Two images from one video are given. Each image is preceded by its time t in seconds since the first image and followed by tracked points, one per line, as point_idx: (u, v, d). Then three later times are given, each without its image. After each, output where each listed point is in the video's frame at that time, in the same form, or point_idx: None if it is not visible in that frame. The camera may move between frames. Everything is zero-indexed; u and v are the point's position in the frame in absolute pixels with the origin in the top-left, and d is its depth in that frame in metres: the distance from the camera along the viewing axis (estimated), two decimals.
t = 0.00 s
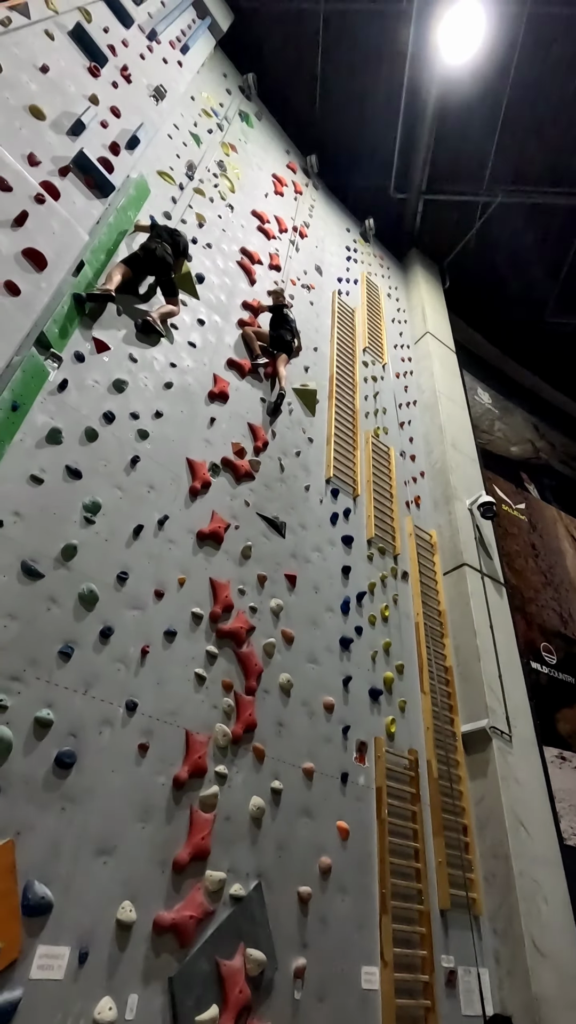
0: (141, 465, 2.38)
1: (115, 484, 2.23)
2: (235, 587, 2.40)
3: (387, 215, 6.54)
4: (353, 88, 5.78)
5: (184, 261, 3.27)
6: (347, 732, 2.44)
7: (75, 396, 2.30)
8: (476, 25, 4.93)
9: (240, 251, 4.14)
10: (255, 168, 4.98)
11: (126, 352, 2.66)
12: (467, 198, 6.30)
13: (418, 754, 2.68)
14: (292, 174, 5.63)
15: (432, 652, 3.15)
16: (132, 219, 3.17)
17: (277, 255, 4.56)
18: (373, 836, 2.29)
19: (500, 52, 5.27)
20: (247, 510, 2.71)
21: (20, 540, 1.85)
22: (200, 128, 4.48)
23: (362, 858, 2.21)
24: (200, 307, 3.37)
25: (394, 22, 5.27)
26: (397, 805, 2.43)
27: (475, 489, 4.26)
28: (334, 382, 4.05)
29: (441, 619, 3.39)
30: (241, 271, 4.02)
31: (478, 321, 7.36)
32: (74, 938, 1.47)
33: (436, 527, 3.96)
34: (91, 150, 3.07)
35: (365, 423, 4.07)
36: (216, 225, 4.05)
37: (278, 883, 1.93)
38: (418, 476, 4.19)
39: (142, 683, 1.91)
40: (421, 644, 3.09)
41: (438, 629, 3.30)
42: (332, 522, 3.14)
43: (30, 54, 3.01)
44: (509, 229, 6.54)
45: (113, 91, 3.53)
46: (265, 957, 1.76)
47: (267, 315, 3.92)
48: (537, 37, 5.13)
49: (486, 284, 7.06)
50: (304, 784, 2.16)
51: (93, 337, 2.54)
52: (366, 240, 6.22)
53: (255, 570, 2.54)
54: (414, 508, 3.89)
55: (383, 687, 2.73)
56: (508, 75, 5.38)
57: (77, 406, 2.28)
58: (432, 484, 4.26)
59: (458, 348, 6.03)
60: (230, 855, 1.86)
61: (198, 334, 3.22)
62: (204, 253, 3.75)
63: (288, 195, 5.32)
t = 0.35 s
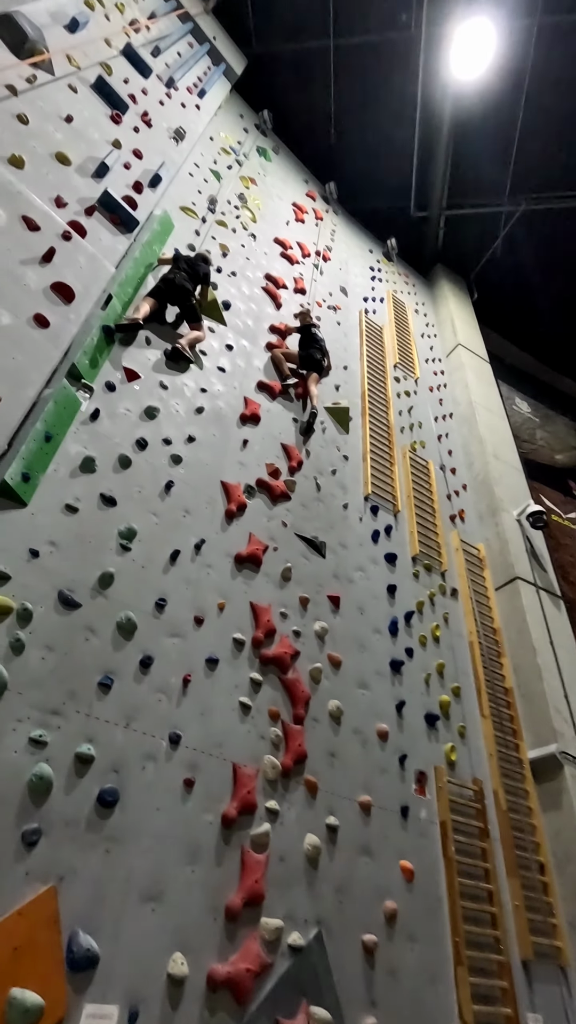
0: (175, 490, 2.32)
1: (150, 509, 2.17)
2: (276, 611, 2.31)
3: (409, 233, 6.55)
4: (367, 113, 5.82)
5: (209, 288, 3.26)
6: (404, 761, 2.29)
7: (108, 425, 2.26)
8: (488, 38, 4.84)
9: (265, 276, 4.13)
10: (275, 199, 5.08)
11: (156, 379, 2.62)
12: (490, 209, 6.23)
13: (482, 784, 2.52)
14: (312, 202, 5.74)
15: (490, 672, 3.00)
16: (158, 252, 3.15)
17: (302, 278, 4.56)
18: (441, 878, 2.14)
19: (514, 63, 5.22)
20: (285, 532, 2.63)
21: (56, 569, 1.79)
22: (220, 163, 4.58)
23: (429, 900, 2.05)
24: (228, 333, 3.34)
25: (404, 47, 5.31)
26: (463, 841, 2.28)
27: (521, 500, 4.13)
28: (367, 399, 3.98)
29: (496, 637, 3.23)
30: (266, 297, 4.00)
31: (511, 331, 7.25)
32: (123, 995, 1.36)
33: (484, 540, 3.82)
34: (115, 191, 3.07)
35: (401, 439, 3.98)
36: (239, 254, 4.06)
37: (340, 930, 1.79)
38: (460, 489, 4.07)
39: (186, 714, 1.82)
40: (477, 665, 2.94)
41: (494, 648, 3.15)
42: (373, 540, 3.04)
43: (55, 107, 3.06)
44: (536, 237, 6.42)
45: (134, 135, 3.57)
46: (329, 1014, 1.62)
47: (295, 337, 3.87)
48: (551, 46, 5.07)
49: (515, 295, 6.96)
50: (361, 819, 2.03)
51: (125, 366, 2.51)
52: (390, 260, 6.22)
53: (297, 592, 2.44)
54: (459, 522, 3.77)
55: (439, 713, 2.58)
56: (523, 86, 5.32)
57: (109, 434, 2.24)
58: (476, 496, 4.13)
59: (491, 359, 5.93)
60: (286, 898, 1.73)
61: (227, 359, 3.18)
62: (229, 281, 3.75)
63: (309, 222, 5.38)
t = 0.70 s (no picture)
0: (214, 514, 2.27)
1: (189, 534, 2.12)
2: (322, 634, 2.22)
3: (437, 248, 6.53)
4: (388, 135, 5.86)
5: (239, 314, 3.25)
6: (468, 792, 2.16)
7: (144, 453, 2.23)
8: (505, 50, 4.96)
9: (294, 300, 4.13)
10: (300, 225, 5.14)
11: (191, 406, 2.60)
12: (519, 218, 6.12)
13: (555, 816, 2.36)
14: (337, 226, 5.80)
15: (554, 692, 2.84)
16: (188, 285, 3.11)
17: (331, 300, 4.56)
18: (519, 923, 1.98)
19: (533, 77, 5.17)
20: (328, 552, 2.55)
21: (97, 599, 1.75)
22: (245, 196, 4.71)
23: (506, 946, 1.90)
24: (260, 359, 3.31)
25: (420, 71, 5.34)
26: (539, 882, 2.12)
27: (572, 509, 3.98)
28: (405, 414, 3.91)
29: (558, 654, 3.09)
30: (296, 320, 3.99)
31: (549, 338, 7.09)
32: None
33: (537, 552, 3.67)
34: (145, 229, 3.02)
35: (442, 453, 3.89)
36: (268, 281, 4.07)
37: (410, 980, 1.66)
38: (508, 501, 3.95)
39: (233, 746, 1.74)
40: (539, 685, 2.79)
41: (555, 665, 2.99)
42: (419, 557, 2.93)
43: (85, 156, 3.03)
44: (568, 241, 6.28)
45: (161, 176, 3.53)
46: None
47: (327, 358, 3.83)
48: (570, 52, 4.97)
49: (549, 302, 6.83)
50: (425, 857, 1.90)
51: (160, 395, 2.49)
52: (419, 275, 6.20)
53: (343, 614, 2.35)
54: (509, 534, 3.64)
55: (503, 739, 2.43)
56: (545, 93, 5.22)
57: (146, 462, 2.21)
58: (525, 507, 3.99)
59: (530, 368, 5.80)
60: (349, 944, 1.62)
61: (260, 383, 3.16)
62: (258, 307, 3.74)
63: (335, 245, 5.42)
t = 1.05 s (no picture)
0: (261, 538, 2.24)
1: (238, 559, 2.10)
2: (378, 656, 2.15)
3: (473, 260, 6.48)
4: (415, 154, 5.89)
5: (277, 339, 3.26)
6: (545, 821, 2.03)
7: (190, 480, 2.24)
8: (528, 58, 4.94)
9: (330, 322, 4.15)
10: (333, 250, 5.19)
11: (234, 432, 2.61)
12: (555, 224, 6.00)
13: None
14: (370, 247, 5.85)
15: None
16: (227, 315, 3.16)
17: (367, 320, 4.56)
18: None
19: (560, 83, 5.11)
20: (378, 571, 2.49)
21: (150, 626, 1.73)
22: (277, 226, 4.79)
23: None
24: (299, 380, 3.31)
25: (444, 89, 5.36)
26: None
27: None
28: (449, 428, 3.85)
29: None
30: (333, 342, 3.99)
31: None
32: None
33: None
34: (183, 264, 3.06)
35: (491, 464, 3.82)
36: (304, 306, 4.09)
37: None
38: (564, 510, 3.81)
39: (293, 774, 1.68)
40: None
41: None
42: (474, 572, 2.85)
43: (124, 202, 3.08)
44: None
45: (196, 215, 3.60)
46: None
47: (367, 376, 3.81)
48: None
49: None
50: (501, 892, 1.78)
51: (203, 423, 2.51)
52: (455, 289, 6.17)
53: (398, 634, 2.28)
54: (568, 544, 3.51)
55: None
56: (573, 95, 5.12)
57: (193, 489, 2.21)
58: None
59: None
60: (424, 987, 1.52)
61: (301, 405, 3.15)
62: (296, 332, 3.76)
63: (369, 266, 5.45)
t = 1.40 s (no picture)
0: (286, 553, 2.24)
1: (264, 574, 2.10)
2: (408, 669, 2.13)
3: (488, 268, 6.47)
4: (426, 167, 5.92)
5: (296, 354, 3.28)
6: None
7: (215, 498, 2.25)
8: (536, 64, 4.98)
9: (348, 336, 4.17)
10: (348, 264, 5.23)
11: (256, 448, 2.62)
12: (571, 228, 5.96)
13: None
14: (385, 260, 5.89)
15: None
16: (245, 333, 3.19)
17: (385, 333, 4.57)
18: None
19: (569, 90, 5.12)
20: (405, 583, 2.47)
21: (179, 644, 1.73)
22: (292, 244, 4.84)
23: None
24: (319, 395, 3.32)
25: (453, 101, 5.39)
26: None
27: None
28: (472, 437, 3.83)
29: None
30: (352, 355, 4.00)
31: None
32: None
33: None
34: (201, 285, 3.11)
35: (516, 471, 3.80)
36: (321, 321, 4.12)
37: None
38: None
39: (326, 791, 1.65)
40: None
41: None
42: (503, 582, 2.82)
43: (142, 229, 3.13)
44: None
45: (213, 237, 3.65)
46: None
47: (386, 387, 3.81)
48: None
49: None
50: (546, 912, 1.73)
51: (225, 440, 2.52)
52: (472, 297, 6.16)
53: (428, 647, 2.25)
54: None
55: None
56: None
57: (217, 506, 2.22)
58: None
59: None
60: (469, 1014, 1.48)
61: (322, 419, 3.15)
62: (314, 347, 3.78)
63: (384, 278, 5.47)
